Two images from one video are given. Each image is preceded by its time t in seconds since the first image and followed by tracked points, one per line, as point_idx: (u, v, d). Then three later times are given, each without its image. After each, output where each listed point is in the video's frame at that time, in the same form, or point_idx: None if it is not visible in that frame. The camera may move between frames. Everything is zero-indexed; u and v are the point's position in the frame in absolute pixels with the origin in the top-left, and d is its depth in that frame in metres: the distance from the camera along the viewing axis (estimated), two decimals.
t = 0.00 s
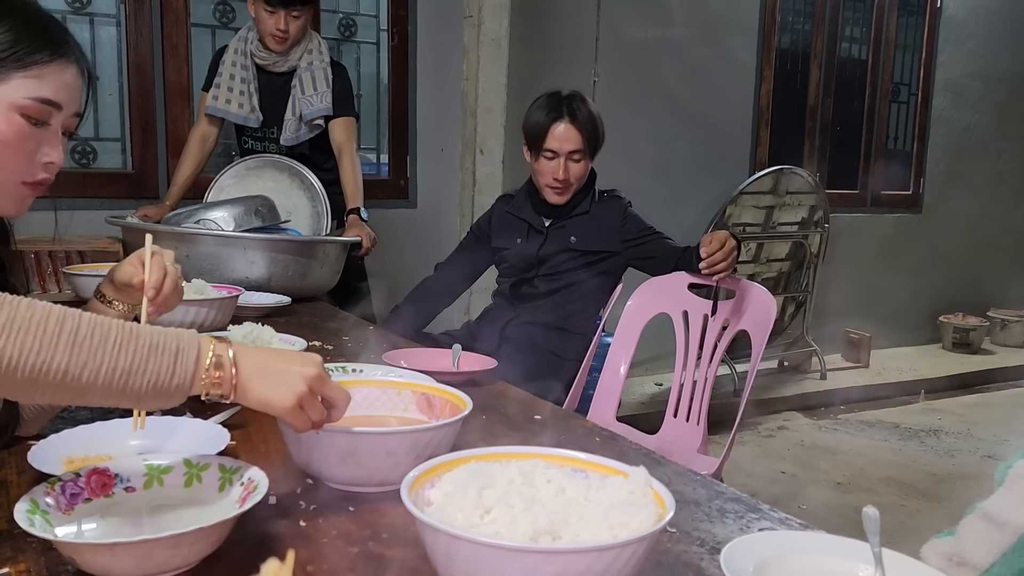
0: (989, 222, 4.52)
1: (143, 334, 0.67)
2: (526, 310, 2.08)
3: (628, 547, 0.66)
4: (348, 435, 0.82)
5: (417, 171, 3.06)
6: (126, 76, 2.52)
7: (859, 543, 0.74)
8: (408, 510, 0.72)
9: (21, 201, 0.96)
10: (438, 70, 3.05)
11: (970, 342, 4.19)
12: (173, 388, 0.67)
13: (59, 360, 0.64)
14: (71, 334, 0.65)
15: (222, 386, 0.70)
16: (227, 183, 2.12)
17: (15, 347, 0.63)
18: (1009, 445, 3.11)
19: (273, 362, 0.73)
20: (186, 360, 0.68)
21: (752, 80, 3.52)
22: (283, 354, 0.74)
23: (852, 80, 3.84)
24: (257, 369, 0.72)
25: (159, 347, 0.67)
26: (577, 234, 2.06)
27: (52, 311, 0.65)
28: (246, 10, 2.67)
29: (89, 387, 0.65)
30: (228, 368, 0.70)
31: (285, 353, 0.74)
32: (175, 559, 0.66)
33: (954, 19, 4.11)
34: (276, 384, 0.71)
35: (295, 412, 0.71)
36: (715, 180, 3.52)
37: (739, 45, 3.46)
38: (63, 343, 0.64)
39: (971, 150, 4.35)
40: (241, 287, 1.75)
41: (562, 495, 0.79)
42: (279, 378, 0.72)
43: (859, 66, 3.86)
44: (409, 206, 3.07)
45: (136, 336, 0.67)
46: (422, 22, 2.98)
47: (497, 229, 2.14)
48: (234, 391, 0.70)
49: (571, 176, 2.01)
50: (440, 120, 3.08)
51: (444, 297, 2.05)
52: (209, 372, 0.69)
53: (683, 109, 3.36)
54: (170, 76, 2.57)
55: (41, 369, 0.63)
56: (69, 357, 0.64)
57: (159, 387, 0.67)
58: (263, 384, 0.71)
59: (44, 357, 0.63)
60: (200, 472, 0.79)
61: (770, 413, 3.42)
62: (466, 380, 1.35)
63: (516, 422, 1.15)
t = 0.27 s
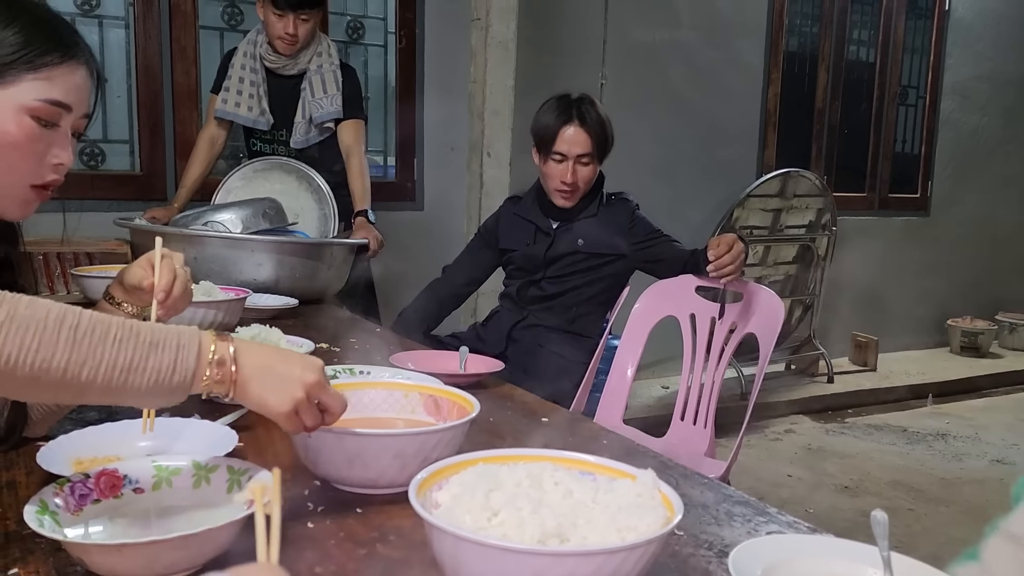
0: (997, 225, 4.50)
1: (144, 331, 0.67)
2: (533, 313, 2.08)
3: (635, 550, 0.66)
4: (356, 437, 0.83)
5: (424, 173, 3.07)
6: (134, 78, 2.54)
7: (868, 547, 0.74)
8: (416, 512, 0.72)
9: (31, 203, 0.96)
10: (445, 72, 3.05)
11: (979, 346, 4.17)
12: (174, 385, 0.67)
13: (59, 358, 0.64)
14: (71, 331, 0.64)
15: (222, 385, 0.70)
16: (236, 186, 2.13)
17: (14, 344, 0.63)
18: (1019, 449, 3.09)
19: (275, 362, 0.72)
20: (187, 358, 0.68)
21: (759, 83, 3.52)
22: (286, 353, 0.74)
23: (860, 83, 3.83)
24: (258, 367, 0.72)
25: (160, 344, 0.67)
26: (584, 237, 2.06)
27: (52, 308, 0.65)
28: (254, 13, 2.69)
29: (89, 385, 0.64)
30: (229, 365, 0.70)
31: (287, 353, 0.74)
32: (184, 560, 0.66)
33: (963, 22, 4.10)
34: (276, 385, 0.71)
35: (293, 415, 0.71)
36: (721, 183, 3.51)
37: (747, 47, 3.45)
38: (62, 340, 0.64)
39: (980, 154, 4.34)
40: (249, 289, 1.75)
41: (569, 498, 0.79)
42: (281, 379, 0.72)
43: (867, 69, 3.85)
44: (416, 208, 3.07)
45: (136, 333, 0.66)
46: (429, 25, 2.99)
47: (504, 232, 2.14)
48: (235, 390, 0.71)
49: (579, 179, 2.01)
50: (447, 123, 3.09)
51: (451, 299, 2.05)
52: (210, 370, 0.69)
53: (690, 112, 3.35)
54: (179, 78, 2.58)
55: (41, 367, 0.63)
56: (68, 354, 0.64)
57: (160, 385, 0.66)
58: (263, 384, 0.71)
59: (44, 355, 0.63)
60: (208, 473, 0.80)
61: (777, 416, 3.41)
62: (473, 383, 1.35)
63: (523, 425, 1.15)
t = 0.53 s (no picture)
0: (1013, 232, 4.46)
1: (150, 335, 0.67)
2: (545, 318, 2.08)
3: (649, 557, 0.66)
4: (369, 441, 0.83)
5: (437, 179, 3.07)
6: (150, 84, 2.56)
7: (883, 556, 0.73)
8: (430, 517, 0.72)
9: (48, 207, 0.97)
10: (459, 78, 3.06)
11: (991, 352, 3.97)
12: (179, 390, 0.68)
13: (65, 360, 0.64)
14: (79, 333, 0.65)
15: (227, 391, 0.70)
16: (250, 191, 2.15)
17: (21, 346, 0.63)
18: None
19: (281, 370, 0.73)
20: (194, 363, 0.68)
21: (773, 89, 3.51)
22: (292, 361, 0.74)
23: (874, 89, 3.81)
24: (263, 375, 0.72)
25: (166, 348, 0.68)
26: (597, 242, 2.06)
27: (60, 310, 0.65)
28: (269, 20, 2.70)
29: (94, 388, 0.65)
30: (235, 371, 0.71)
31: (293, 360, 0.74)
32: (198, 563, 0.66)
33: (978, 28, 4.07)
34: (281, 393, 0.72)
35: (294, 424, 0.71)
36: (735, 189, 3.50)
37: (760, 53, 3.45)
38: (69, 342, 0.64)
39: (996, 160, 4.30)
40: (262, 293, 1.76)
41: (582, 504, 0.79)
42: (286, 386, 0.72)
43: (882, 75, 3.83)
44: (429, 214, 3.08)
45: (143, 337, 0.67)
46: (443, 31, 3.00)
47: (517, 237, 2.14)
48: (239, 396, 0.71)
49: (591, 184, 2.01)
50: (460, 129, 3.09)
51: (463, 304, 2.05)
52: (215, 375, 0.70)
53: (703, 118, 3.35)
54: (194, 85, 2.60)
55: (47, 369, 0.64)
56: (75, 357, 0.64)
57: (165, 389, 0.67)
58: (268, 391, 0.72)
59: (50, 357, 0.63)
60: (223, 477, 0.80)
61: (791, 423, 3.39)
62: (486, 388, 1.35)
63: (536, 430, 1.15)
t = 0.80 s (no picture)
0: None
1: (181, 334, 0.68)
2: (565, 326, 2.08)
3: (672, 565, 0.66)
4: (392, 447, 0.83)
5: (457, 187, 3.09)
6: (176, 93, 2.60)
7: (908, 569, 0.73)
8: (452, 523, 0.72)
9: (78, 213, 0.98)
10: (480, 86, 3.07)
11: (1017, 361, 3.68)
12: (207, 389, 0.68)
13: (98, 354, 0.65)
14: (112, 328, 0.65)
15: (251, 394, 0.71)
16: (273, 198, 2.18)
17: (55, 338, 0.64)
18: None
19: (305, 376, 0.74)
20: (222, 364, 0.69)
21: (794, 97, 3.50)
22: (316, 368, 0.75)
23: (897, 97, 3.79)
24: (287, 381, 0.73)
25: (196, 347, 0.69)
26: (617, 250, 2.06)
27: (94, 305, 0.66)
28: (293, 29, 2.73)
29: (125, 384, 0.65)
30: (261, 374, 0.71)
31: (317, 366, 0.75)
32: (224, 566, 0.67)
33: (1004, 35, 4.03)
34: (304, 400, 0.73)
35: (312, 434, 0.73)
36: (755, 197, 3.49)
37: (782, 61, 3.44)
38: (103, 335, 0.65)
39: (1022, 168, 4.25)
40: (284, 300, 1.77)
41: (604, 511, 0.79)
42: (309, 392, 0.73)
43: (905, 83, 3.80)
44: (449, 221, 3.10)
45: (174, 336, 0.68)
46: (464, 39, 3.02)
47: (538, 245, 2.14)
48: (263, 399, 0.72)
49: (613, 194, 2.01)
50: (481, 137, 3.11)
51: (484, 311, 2.06)
52: (242, 377, 0.70)
53: (724, 126, 3.34)
54: (219, 93, 2.64)
55: (79, 362, 0.64)
56: (108, 351, 0.65)
57: (194, 387, 0.68)
58: (292, 397, 0.73)
59: (83, 351, 0.64)
60: (247, 481, 0.81)
61: (812, 433, 3.36)
62: (507, 395, 1.36)
63: (557, 437, 1.15)
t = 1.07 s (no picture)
0: None
1: (227, 326, 0.69)
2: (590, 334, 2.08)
3: None
4: (420, 454, 0.84)
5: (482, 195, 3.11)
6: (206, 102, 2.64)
7: None
8: (480, 530, 0.73)
9: (118, 220, 1.00)
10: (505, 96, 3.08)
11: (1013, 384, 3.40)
12: (249, 381, 0.69)
13: (146, 342, 0.65)
14: (161, 316, 0.66)
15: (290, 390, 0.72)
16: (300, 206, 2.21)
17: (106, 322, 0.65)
18: None
19: (342, 378, 0.75)
20: (265, 357, 0.70)
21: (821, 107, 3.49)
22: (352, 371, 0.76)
23: (925, 107, 3.75)
24: (326, 380, 0.74)
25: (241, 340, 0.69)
26: (642, 258, 2.07)
27: (144, 292, 0.67)
28: (321, 39, 2.76)
29: (170, 371, 0.66)
30: (302, 371, 0.72)
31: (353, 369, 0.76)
32: (255, 570, 0.68)
33: None
34: (339, 402, 0.74)
35: (342, 436, 0.74)
36: (782, 208, 3.47)
37: (808, 71, 3.42)
38: (152, 323, 0.66)
39: None
40: (311, 307, 1.79)
41: (632, 520, 0.79)
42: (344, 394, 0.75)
43: (933, 92, 3.76)
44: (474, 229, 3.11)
45: (220, 327, 0.69)
46: (489, 49, 3.04)
47: (563, 254, 2.15)
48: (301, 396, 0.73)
49: (638, 199, 1.99)
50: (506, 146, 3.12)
51: (508, 320, 2.06)
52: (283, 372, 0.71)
53: (750, 136, 3.33)
54: (248, 102, 2.67)
55: (127, 347, 0.65)
56: (157, 338, 0.66)
57: (236, 379, 0.69)
58: (328, 397, 0.74)
59: (131, 338, 0.65)
60: (277, 486, 0.82)
61: (838, 446, 3.32)
62: (532, 403, 1.36)
63: (582, 447, 1.15)
